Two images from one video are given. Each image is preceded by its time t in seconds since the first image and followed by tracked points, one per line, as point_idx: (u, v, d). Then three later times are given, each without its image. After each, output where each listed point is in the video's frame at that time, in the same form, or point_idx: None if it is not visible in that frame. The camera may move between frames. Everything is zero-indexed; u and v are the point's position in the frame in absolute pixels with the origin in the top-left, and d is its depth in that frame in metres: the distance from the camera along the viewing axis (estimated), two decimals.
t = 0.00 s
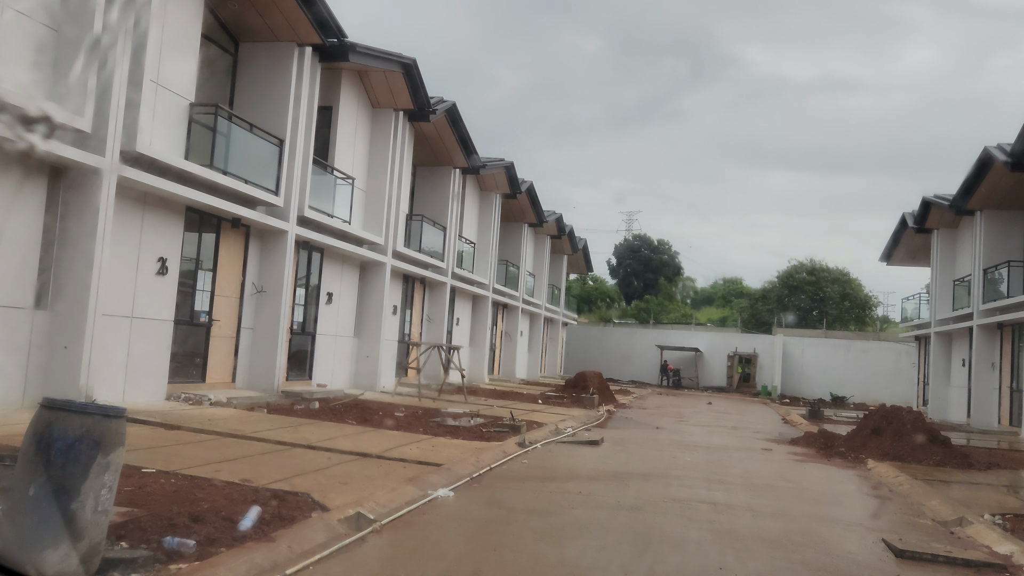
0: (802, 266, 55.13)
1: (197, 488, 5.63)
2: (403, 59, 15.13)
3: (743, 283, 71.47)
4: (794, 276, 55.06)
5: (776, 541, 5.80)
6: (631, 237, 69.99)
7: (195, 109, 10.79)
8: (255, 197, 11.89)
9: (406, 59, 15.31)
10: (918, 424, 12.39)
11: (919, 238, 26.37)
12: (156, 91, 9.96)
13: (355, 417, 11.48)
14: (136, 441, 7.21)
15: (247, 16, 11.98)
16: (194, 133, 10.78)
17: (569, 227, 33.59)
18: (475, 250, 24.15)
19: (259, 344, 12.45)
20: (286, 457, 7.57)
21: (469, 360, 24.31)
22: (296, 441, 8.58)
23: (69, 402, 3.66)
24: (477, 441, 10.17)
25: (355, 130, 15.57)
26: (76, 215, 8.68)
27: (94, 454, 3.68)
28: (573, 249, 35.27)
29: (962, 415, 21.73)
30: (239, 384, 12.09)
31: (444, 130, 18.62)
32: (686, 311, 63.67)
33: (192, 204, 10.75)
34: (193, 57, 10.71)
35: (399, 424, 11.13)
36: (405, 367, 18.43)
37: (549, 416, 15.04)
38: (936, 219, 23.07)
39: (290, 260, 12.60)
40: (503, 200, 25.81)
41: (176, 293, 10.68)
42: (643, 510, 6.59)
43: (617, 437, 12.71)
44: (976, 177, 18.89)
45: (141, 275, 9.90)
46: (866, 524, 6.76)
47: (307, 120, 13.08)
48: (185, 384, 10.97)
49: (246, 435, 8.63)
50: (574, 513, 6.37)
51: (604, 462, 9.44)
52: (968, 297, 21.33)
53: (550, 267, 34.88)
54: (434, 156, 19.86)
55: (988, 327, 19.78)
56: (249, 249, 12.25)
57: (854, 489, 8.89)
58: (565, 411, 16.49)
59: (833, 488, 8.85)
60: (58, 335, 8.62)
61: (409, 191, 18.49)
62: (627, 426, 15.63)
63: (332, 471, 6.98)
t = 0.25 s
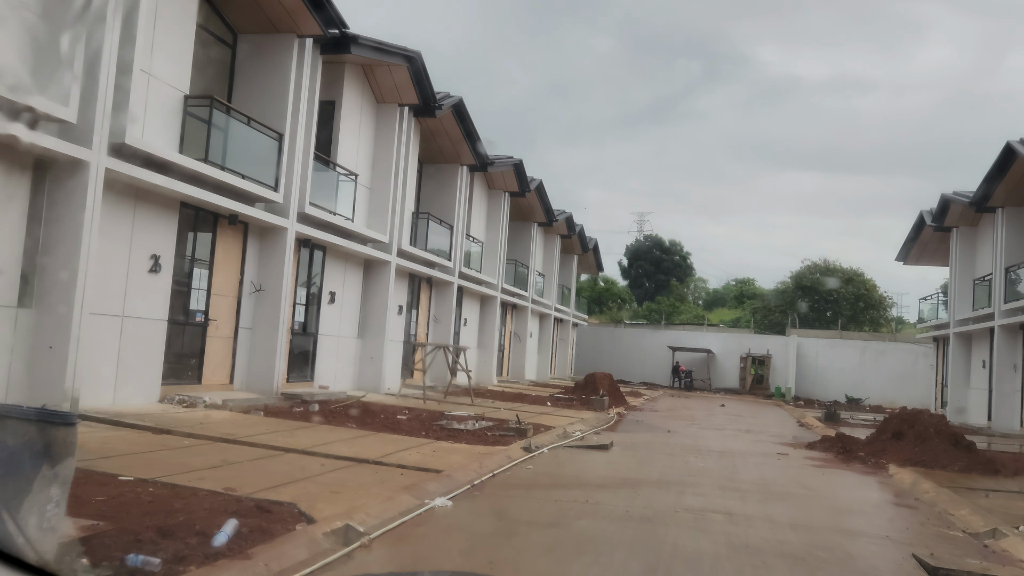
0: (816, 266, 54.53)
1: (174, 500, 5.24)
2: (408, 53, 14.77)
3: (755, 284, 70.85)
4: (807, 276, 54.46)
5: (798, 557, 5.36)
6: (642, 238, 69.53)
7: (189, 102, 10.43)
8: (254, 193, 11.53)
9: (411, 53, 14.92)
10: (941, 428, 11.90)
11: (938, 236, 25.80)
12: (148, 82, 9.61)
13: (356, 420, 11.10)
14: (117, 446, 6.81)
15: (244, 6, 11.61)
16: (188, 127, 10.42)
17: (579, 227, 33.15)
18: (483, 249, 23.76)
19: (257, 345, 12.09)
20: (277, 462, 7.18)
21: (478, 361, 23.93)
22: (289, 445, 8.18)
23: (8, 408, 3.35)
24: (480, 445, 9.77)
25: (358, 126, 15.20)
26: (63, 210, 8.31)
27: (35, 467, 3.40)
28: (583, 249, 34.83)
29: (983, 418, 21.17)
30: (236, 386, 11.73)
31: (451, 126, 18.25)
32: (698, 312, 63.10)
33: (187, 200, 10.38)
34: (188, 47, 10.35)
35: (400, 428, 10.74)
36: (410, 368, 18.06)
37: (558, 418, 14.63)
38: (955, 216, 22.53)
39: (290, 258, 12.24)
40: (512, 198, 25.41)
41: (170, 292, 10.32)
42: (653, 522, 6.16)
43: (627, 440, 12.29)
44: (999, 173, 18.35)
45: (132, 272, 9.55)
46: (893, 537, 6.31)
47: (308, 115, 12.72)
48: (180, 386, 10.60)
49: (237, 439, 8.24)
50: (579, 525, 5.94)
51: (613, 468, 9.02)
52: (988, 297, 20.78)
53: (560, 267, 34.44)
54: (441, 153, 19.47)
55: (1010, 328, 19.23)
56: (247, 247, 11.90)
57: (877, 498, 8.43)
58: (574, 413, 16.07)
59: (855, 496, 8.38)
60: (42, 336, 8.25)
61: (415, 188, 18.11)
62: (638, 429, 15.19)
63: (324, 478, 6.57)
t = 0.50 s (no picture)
0: (821, 268, 54.05)
1: (136, 518, 4.84)
2: (405, 49, 14.42)
3: (760, 287, 70.34)
4: (813, 278, 53.96)
5: None
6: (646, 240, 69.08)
7: (174, 96, 10.06)
8: (243, 191, 11.14)
9: (408, 49, 14.57)
10: (957, 433, 11.45)
11: (948, 236, 25.31)
12: (130, 75, 9.25)
13: (348, 426, 10.70)
14: (86, 457, 6.42)
15: None
16: (173, 122, 10.05)
17: (582, 228, 32.74)
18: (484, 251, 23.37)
19: (247, 349, 11.70)
20: (258, 474, 6.77)
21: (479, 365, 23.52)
22: (273, 455, 7.78)
23: None
24: (476, 452, 9.36)
25: (354, 123, 14.83)
26: (39, 208, 7.92)
27: None
28: (586, 251, 34.41)
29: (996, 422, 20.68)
30: (225, 391, 11.34)
31: (450, 125, 17.88)
32: (703, 314, 62.59)
33: (172, 198, 10.00)
34: (172, 40, 9.99)
35: (394, 434, 10.34)
36: (409, 372, 17.66)
37: (559, 424, 14.21)
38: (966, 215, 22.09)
39: (281, 259, 11.85)
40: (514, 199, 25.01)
41: (155, 294, 9.94)
42: (656, 537, 5.75)
43: (631, 447, 11.87)
44: (1011, 171, 17.88)
45: (114, 273, 9.18)
46: (914, 553, 5.88)
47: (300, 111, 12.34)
48: (165, 391, 10.21)
49: (219, 448, 7.84)
50: (577, 541, 5.52)
51: (614, 477, 8.59)
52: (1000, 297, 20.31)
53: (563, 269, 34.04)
54: (440, 152, 19.09)
55: None
56: (236, 247, 11.52)
57: (892, 508, 7.99)
58: (576, 418, 15.65)
59: (869, 507, 7.95)
60: (15, 340, 7.87)
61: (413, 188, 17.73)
62: (642, 434, 14.76)
63: (305, 491, 6.16)
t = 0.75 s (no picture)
0: (828, 268, 53.51)
1: (87, 536, 4.42)
2: (401, 41, 14.00)
3: (767, 287, 69.78)
4: (819, 278, 53.43)
5: None
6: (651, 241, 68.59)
7: (155, 88, 9.69)
8: (230, 187, 10.74)
9: (404, 42, 14.16)
10: (975, 437, 10.97)
11: (958, 234, 24.78)
12: (107, 63, 8.86)
13: (339, 431, 10.28)
14: (49, 468, 5.99)
15: None
16: (155, 115, 9.67)
17: (586, 228, 32.28)
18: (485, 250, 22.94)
19: (236, 352, 11.29)
20: (235, 483, 6.34)
21: (481, 367, 23.08)
22: (255, 463, 7.34)
23: None
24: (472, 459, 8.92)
25: (349, 119, 14.43)
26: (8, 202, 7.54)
27: None
28: (590, 251, 33.94)
29: (1010, 424, 20.16)
30: (212, 395, 10.93)
31: (449, 121, 17.46)
32: (709, 315, 62.07)
33: (154, 194, 9.61)
34: (153, 29, 9.61)
35: (388, 439, 9.90)
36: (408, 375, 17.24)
37: (561, 427, 13.76)
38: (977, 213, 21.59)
39: (271, 257, 11.44)
40: (516, 198, 24.58)
41: (137, 294, 9.54)
42: (659, 554, 5.31)
43: (634, 452, 11.42)
44: None
45: (91, 272, 8.78)
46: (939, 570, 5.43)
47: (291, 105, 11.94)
48: (148, 395, 9.80)
49: (198, 455, 7.41)
50: (573, 559, 5.08)
51: (616, 485, 8.15)
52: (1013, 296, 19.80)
53: (567, 269, 33.60)
54: (440, 150, 18.67)
55: None
56: (224, 246, 11.12)
57: (911, 519, 7.53)
58: (579, 422, 15.20)
59: (886, 517, 7.49)
60: None
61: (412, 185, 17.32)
62: (646, 438, 14.31)
63: (282, 504, 5.73)
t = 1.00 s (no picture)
0: (835, 270, 52.97)
1: (32, 557, 3.99)
2: (398, 35, 13.58)
3: (773, 289, 69.23)
4: (826, 281, 52.85)
5: None
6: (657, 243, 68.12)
7: (138, 80, 9.30)
8: (217, 184, 10.33)
9: (402, 35, 13.74)
10: (996, 443, 10.48)
11: (969, 234, 24.28)
12: (85, 53, 8.47)
13: (332, 437, 9.86)
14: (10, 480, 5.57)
15: None
16: (137, 107, 9.27)
17: (590, 229, 31.83)
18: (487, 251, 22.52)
19: (225, 355, 10.88)
20: (211, 494, 5.92)
21: (483, 370, 22.66)
22: (236, 472, 6.91)
23: None
24: (468, 467, 8.49)
25: (344, 115, 14.04)
26: None
27: None
28: (595, 252, 33.49)
29: None
30: (200, 400, 10.52)
31: (448, 118, 17.05)
32: (715, 318, 61.56)
33: (137, 190, 9.21)
34: (135, 17, 9.22)
35: (381, 446, 9.47)
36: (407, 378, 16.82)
37: (563, 432, 13.31)
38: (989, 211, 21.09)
39: (262, 257, 11.02)
40: (518, 198, 24.15)
41: (119, 294, 9.13)
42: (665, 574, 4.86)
43: (639, 458, 10.98)
44: None
45: (69, 271, 8.38)
46: None
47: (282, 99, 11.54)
48: (131, 401, 9.39)
49: (176, 464, 6.98)
50: None
51: (620, 495, 7.71)
52: None
53: (571, 271, 33.16)
54: (439, 148, 18.27)
55: None
56: (213, 245, 10.71)
57: (935, 531, 7.06)
58: (582, 426, 14.75)
59: (908, 530, 7.02)
60: None
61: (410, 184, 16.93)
62: (652, 443, 13.87)
63: (257, 518, 5.30)
